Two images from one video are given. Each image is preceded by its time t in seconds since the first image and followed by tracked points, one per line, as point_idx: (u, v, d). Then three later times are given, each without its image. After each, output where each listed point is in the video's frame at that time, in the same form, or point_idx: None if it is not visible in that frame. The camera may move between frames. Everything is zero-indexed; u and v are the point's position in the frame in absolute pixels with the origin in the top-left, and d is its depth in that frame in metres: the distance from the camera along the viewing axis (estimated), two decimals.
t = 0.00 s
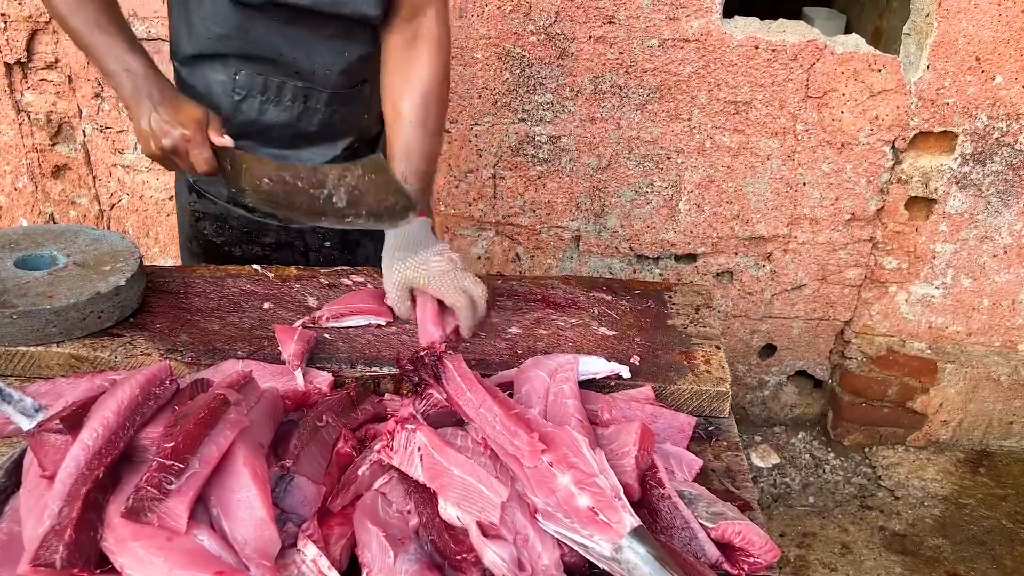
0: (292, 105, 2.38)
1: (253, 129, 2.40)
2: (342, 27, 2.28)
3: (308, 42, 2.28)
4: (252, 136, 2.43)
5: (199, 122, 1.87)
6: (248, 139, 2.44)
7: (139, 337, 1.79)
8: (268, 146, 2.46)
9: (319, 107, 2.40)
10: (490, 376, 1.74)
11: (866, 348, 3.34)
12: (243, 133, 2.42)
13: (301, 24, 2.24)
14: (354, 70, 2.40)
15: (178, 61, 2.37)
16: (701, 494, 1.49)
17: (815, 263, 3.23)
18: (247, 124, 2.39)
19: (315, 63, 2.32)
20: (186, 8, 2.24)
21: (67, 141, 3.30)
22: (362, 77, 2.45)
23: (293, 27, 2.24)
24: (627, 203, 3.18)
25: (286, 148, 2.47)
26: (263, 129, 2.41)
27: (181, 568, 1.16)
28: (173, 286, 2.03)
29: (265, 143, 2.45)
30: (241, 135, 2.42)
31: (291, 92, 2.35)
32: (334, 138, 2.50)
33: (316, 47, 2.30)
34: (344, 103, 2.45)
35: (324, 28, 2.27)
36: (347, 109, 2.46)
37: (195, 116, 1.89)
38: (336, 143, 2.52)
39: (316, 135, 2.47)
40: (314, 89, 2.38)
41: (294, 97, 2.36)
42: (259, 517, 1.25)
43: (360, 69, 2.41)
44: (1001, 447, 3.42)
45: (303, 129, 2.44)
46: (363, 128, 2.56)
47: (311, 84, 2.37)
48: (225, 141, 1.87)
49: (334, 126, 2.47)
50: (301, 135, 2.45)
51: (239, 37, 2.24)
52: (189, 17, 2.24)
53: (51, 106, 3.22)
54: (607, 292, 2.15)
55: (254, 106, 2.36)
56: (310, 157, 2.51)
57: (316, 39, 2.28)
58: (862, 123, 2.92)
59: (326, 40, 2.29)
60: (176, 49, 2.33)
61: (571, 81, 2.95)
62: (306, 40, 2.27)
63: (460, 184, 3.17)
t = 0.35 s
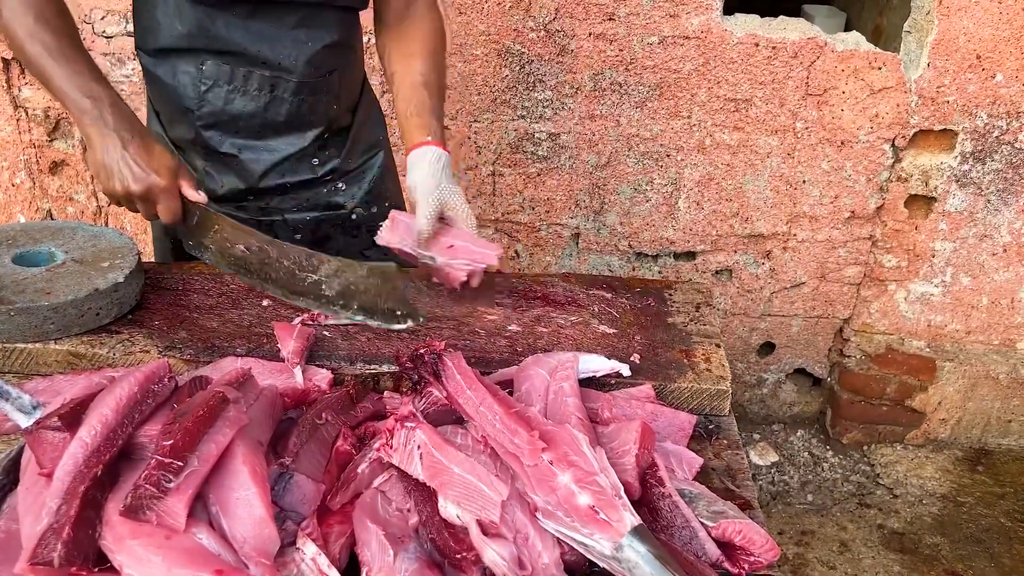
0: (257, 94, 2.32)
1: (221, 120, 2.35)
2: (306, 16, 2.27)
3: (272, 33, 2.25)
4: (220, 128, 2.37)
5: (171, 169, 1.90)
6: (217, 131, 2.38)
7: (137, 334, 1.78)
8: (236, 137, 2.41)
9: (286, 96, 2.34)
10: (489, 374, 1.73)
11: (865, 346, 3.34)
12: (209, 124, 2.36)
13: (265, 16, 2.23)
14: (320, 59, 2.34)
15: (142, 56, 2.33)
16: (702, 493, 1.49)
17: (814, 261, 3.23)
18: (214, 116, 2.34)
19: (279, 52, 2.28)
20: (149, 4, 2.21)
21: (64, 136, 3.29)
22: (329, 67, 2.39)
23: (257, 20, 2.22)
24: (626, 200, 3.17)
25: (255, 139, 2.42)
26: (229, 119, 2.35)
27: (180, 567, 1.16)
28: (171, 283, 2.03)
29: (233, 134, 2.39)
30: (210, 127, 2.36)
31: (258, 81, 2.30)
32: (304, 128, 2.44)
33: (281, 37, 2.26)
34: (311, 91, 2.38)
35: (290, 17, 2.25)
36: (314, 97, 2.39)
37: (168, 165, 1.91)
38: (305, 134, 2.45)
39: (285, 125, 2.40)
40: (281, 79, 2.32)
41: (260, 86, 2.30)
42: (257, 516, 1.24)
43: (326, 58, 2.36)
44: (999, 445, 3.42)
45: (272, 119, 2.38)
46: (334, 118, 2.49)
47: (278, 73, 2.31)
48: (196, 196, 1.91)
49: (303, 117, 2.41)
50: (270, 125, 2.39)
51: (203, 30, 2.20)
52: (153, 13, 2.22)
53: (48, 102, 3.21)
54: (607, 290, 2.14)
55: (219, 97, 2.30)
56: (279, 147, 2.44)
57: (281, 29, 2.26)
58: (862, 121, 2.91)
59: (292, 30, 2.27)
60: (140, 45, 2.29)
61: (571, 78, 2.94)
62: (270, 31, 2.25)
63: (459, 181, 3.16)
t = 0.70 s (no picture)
0: (257, 89, 2.32)
1: (220, 117, 2.34)
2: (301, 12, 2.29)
3: (272, 28, 2.27)
4: (219, 126, 2.36)
5: (166, 153, 2.12)
6: (215, 130, 2.37)
7: (133, 327, 1.77)
8: (235, 135, 2.39)
9: (287, 90, 2.35)
10: (486, 369, 1.72)
11: (863, 342, 3.33)
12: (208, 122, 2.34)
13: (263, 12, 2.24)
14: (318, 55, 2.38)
15: (132, 57, 2.31)
16: (700, 489, 1.48)
17: (814, 257, 3.22)
18: (213, 113, 2.33)
19: (280, 46, 2.30)
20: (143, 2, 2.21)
21: (62, 129, 3.29)
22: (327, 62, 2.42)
23: (255, 17, 2.23)
24: (626, 195, 3.16)
25: (254, 136, 2.41)
26: (229, 117, 2.35)
27: (174, 560, 1.15)
28: (168, 275, 2.01)
29: (233, 132, 2.38)
30: (208, 125, 2.35)
31: (257, 76, 2.30)
32: (304, 123, 2.45)
33: (280, 32, 2.28)
34: (310, 87, 2.40)
35: (288, 14, 2.27)
36: (312, 92, 2.41)
37: (161, 146, 2.12)
38: (304, 129, 2.45)
39: (284, 120, 2.41)
40: (280, 73, 2.33)
41: (261, 80, 2.31)
42: (253, 509, 1.23)
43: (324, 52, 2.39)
44: (997, 443, 3.43)
45: (272, 114, 2.38)
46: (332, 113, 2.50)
47: (278, 66, 2.32)
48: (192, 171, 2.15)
49: (302, 111, 2.42)
50: (269, 121, 2.39)
51: (201, 27, 2.20)
52: (149, 11, 2.21)
53: (45, 94, 3.21)
54: (606, 285, 2.12)
55: (219, 93, 2.30)
56: (279, 143, 2.44)
57: (279, 24, 2.27)
58: (862, 117, 2.90)
59: (291, 25, 2.29)
60: (132, 46, 2.28)
61: (571, 73, 2.93)
62: (271, 26, 2.26)
63: (458, 175, 3.15)
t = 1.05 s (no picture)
0: (277, 85, 2.31)
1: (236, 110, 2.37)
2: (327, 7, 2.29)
3: (295, 25, 2.27)
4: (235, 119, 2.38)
5: (211, 73, 2.07)
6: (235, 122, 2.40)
7: (131, 316, 1.77)
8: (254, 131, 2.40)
9: (305, 88, 2.31)
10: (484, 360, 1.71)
11: (863, 337, 3.33)
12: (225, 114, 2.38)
13: (288, 7, 2.27)
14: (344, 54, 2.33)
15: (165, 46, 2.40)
16: (696, 482, 1.49)
17: (813, 252, 3.22)
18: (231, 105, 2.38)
19: (303, 42, 2.27)
20: None
21: (61, 118, 3.29)
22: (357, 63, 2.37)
23: (277, 9, 2.26)
24: (626, 188, 3.16)
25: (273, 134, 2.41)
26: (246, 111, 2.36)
27: (169, 549, 1.15)
28: (166, 265, 2.00)
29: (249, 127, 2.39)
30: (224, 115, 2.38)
31: (276, 73, 2.30)
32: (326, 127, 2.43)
33: (303, 29, 2.28)
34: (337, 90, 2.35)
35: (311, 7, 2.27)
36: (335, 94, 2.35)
37: (209, 66, 2.07)
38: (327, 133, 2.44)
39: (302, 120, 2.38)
40: (300, 70, 2.30)
41: (279, 76, 2.30)
42: (249, 499, 1.23)
43: (352, 53, 2.35)
44: (995, 439, 3.43)
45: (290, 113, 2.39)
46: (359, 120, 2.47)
47: (297, 63, 2.29)
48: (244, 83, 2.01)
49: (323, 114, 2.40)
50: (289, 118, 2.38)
51: (220, 16, 2.26)
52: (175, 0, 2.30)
53: (44, 82, 3.20)
54: (605, 278, 2.11)
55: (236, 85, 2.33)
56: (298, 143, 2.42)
57: (302, 17, 2.28)
58: (863, 111, 2.90)
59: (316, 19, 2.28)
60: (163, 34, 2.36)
61: (571, 65, 2.92)
62: (295, 22, 2.27)
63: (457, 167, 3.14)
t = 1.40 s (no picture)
0: (346, 86, 2.36)
1: (311, 99, 2.42)
2: (404, 18, 2.23)
3: (368, 27, 2.25)
4: (311, 107, 2.44)
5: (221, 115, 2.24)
6: (308, 107, 2.45)
7: (132, 302, 1.76)
8: (324, 120, 2.44)
9: (370, 93, 2.35)
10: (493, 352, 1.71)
11: (867, 332, 3.32)
12: (304, 103, 2.45)
13: (367, 7, 2.24)
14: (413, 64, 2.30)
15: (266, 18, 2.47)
16: (700, 473, 1.48)
17: (818, 246, 3.20)
18: (306, 91, 2.42)
19: (371, 48, 2.27)
20: None
21: (64, 103, 3.29)
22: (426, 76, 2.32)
23: (353, 8, 2.25)
24: (631, 179, 3.14)
25: (341, 127, 2.44)
26: (319, 101, 2.42)
27: (169, 535, 1.14)
28: (169, 251, 1.99)
29: (321, 117, 2.44)
30: (302, 101, 2.45)
31: (345, 71, 2.34)
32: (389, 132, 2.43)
33: (374, 33, 2.25)
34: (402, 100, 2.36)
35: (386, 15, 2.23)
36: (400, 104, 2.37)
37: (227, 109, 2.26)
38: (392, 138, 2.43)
39: (369, 122, 2.41)
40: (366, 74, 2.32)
41: (346, 76, 2.34)
42: (250, 486, 1.23)
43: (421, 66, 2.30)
44: (999, 435, 3.42)
45: (356, 112, 2.40)
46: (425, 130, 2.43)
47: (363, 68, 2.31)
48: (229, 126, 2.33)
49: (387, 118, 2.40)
50: (354, 117, 2.41)
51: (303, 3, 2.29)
52: None
53: (48, 67, 3.20)
54: (609, 268, 2.10)
55: (313, 77, 2.38)
56: (363, 143, 2.44)
57: (376, 24, 2.25)
58: (871, 104, 2.87)
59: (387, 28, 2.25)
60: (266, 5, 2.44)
61: (578, 55, 2.90)
62: (368, 24, 2.25)
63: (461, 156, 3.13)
